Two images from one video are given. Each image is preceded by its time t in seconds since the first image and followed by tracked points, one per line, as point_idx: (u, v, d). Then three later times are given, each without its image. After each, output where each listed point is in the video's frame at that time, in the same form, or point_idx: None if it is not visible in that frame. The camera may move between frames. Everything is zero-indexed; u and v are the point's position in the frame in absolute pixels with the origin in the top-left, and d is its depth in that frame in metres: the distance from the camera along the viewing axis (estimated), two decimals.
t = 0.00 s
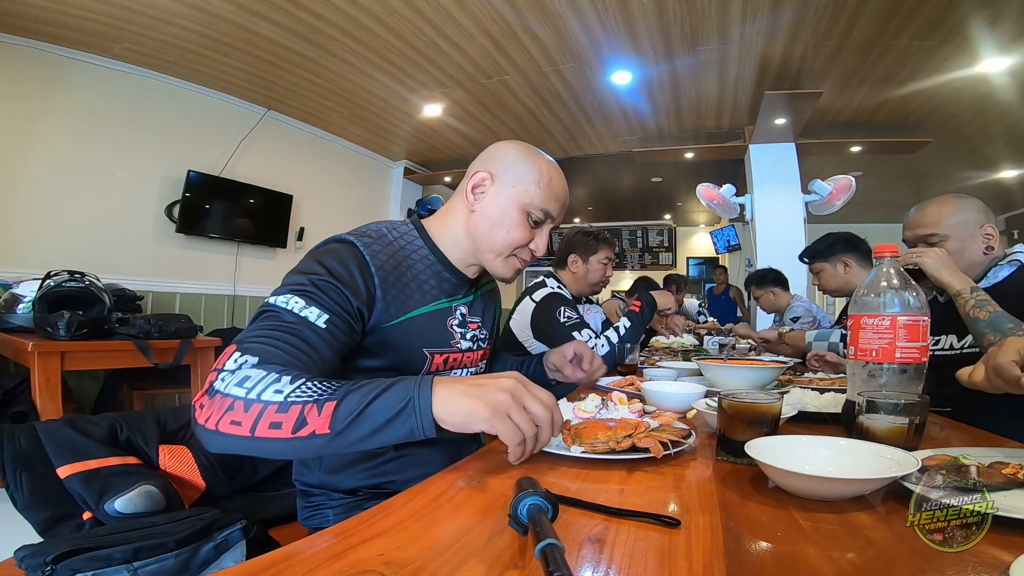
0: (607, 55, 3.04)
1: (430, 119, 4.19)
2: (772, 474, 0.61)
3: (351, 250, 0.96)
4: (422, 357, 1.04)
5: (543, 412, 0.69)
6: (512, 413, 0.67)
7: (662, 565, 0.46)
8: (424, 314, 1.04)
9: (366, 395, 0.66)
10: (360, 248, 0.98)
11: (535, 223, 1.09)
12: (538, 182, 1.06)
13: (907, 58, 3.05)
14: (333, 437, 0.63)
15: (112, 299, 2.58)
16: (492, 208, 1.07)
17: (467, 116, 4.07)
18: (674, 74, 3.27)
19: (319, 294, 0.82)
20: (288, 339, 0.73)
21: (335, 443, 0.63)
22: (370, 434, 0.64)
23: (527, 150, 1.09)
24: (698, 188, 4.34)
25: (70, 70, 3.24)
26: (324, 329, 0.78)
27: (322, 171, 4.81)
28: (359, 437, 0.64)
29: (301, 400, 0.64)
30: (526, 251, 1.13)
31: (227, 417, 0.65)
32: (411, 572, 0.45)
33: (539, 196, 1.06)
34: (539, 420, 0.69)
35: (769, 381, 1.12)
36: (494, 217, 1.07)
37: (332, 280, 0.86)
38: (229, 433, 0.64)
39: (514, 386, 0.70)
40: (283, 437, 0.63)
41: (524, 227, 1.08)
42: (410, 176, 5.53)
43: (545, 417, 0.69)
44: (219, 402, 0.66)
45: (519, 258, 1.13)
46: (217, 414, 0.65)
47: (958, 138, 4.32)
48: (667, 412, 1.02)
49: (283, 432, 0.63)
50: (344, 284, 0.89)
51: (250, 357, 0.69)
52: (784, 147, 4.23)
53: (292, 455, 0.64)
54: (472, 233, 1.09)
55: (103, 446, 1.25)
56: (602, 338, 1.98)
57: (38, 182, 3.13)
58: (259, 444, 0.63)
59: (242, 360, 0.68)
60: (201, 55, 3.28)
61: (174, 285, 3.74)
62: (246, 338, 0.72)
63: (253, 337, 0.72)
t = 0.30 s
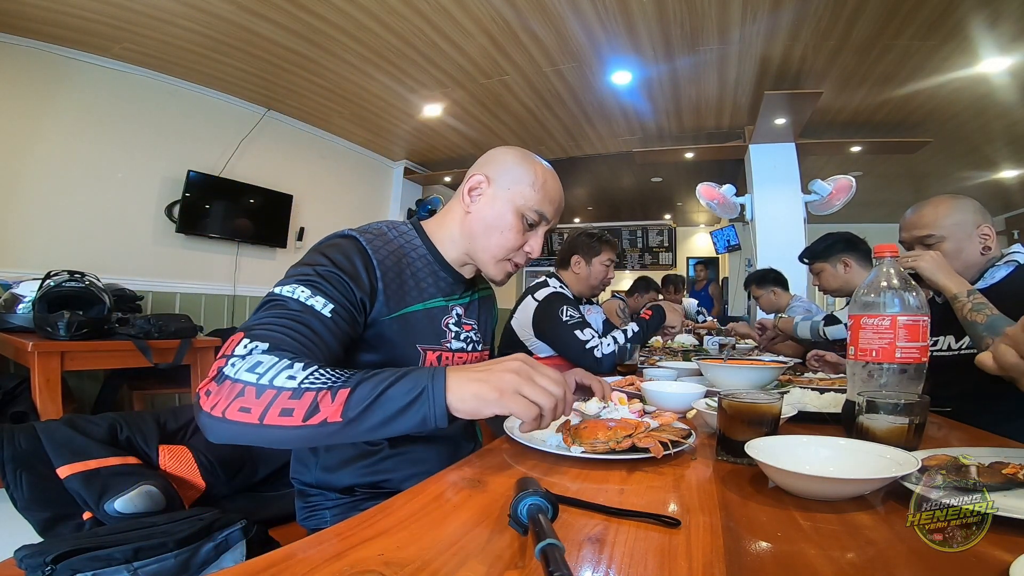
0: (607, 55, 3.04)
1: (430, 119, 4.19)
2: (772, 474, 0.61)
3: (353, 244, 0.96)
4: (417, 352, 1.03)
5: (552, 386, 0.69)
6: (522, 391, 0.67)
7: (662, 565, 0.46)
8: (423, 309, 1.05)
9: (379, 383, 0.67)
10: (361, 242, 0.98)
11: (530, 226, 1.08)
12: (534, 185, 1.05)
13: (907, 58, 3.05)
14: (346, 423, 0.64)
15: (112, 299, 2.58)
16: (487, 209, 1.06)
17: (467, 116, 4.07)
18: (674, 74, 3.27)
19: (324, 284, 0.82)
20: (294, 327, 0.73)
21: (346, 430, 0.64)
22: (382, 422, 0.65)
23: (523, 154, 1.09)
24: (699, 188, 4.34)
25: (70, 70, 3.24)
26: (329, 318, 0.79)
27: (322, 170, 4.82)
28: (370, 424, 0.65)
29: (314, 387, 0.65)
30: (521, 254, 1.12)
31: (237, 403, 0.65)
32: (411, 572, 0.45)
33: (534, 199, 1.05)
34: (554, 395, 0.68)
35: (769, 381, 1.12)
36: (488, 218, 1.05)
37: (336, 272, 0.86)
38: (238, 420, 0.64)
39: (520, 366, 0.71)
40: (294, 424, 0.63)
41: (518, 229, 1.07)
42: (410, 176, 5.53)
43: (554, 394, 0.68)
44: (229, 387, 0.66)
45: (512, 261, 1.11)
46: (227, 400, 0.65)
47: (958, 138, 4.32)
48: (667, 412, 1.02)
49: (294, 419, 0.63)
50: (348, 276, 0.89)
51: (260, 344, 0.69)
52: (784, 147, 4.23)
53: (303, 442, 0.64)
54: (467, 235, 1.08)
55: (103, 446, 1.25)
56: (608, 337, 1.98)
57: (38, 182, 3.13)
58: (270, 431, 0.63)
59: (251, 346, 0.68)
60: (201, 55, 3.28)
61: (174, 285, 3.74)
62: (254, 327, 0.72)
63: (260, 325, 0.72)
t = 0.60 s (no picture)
0: (607, 55, 3.04)
1: (430, 119, 4.19)
2: (772, 475, 0.61)
3: (341, 248, 0.96)
4: (409, 356, 1.03)
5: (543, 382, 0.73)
6: (518, 389, 0.70)
7: (662, 566, 0.45)
8: (415, 311, 1.05)
9: (380, 391, 0.67)
10: (348, 245, 0.98)
11: (520, 223, 1.06)
12: (522, 182, 1.03)
13: (907, 58, 3.05)
14: (349, 431, 0.64)
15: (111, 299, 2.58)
16: (474, 207, 1.04)
17: (467, 116, 4.07)
18: (674, 74, 3.27)
19: (313, 291, 0.82)
20: (289, 337, 0.73)
21: (350, 438, 0.64)
22: (386, 429, 0.66)
23: (512, 148, 1.06)
24: (699, 188, 4.34)
25: (70, 70, 3.24)
26: (320, 326, 0.79)
27: (322, 171, 4.82)
28: (372, 431, 0.66)
29: (316, 398, 0.65)
30: (512, 252, 1.10)
31: (237, 417, 0.64)
32: (411, 572, 0.45)
33: (523, 197, 1.03)
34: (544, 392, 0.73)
35: (769, 381, 1.12)
36: (475, 217, 1.04)
37: (324, 277, 0.86)
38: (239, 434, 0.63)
39: (510, 361, 0.73)
40: (298, 435, 0.63)
41: (508, 228, 1.05)
42: (410, 176, 5.53)
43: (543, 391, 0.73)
44: (228, 402, 0.65)
45: (504, 260, 1.10)
46: (225, 415, 0.64)
47: (958, 138, 4.32)
48: (667, 412, 1.02)
49: (297, 430, 0.63)
50: (337, 282, 0.89)
51: (255, 357, 0.68)
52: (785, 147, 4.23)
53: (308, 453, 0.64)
54: (456, 235, 1.08)
55: (103, 446, 1.25)
56: (606, 337, 1.97)
57: (38, 182, 3.13)
58: (272, 444, 0.63)
59: (246, 359, 0.68)
60: (200, 55, 3.28)
61: (174, 285, 3.74)
62: (247, 338, 0.71)
63: (251, 336, 0.71)
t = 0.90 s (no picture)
0: (607, 56, 3.04)
1: (430, 119, 4.19)
2: (771, 475, 0.61)
3: (336, 248, 0.96)
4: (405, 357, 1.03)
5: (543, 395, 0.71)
6: (517, 397, 0.68)
7: (662, 566, 0.45)
8: (412, 312, 1.05)
9: (373, 382, 0.67)
10: (343, 245, 0.98)
11: (516, 223, 1.04)
12: (515, 180, 1.01)
13: (907, 59, 3.05)
14: (344, 425, 0.64)
15: (111, 299, 2.58)
16: (468, 209, 1.03)
17: (467, 116, 4.07)
18: (674, 74, 3.27)
19: (307, 290, 0.82)
20: (282, 335, 0.73)
21: (344, 432, 0.64)
22: (381, 423, 0.65)
23: (505, 145, 1.04)
24: (699, 187, 4.34)
25: (70, 71, 3.25)
26: (316, 324, 0.79)
27: (322, 171, 4.82)
28: (367, 426, 0.65)
29: (308, 392, 0.65)
30: (509, 254, 1.08)
31: (229, 417, 0.64)
32: (410, 573, 0.45)
33: (515, 196, 1.00)
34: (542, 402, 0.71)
35: (768, 381, 1.12)
36: (469, 219, 1.03)
37: (318, 276, 0.86)
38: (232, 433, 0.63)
39: (514, 366, 0.69)
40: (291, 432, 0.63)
41: (503, 228, 1.03)
42: (410, 176, 5.53)
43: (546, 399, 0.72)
44: (220, 402, 0.65)
45: (502, 262, 1.08)
46: (218, 415, 0.64)
47: (958, 138, 4.32)
48: (667, 412, 1.02)
49: (290, 426, 0.63)
50: (332, 281, 0.89)
51: (247, 355, 0.68)
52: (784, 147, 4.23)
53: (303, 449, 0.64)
54: (451, 237, 1.07)
55: (103, 446, 1.25)
56: (604, 337, 1.98)
57: (37, 181, 3.13)
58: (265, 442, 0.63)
59: (238, 356, 0.68)
60: (200, 55, 3.28)
61: (174, 285, 3.74)
62: (239, 338, 0.71)
63: (244, 335, 0.71)
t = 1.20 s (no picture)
0: (608, 56, 3.04)
1: (430, 119, 4.19)
2: (772, 474, 0.61)
3: (353, 242, 0.95)
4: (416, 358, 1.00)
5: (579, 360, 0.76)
6: (558, 360, 0.73)
7: (662, 566, 0.45)
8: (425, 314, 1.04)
9: (403, 351, 0.66)
10: (360, 240, 0.97)
11: (533, 237, 1.00)
12: (533, 192, 0.97)
13: (907, 59, 3.05)
14: (378, 391, 0.63)
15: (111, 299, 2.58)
16: (482, 222, 1.00)
17: (467, 116, 4.06)
18: (674, 74, 3.27)
19: (327, 278, 0.79)
20: (304, 319, 0.70)
21: (376, 401, 0.63)
22: (416, 389, 0.64)
23: (522, 155, 1.00)
24: (699, 187, 4.34)
25: (70, 71, 3.24)
26: (337, 310, 0.76)
27: (322, 171, 4.82)
28: (401, 398, 0.64)
29: (336, 362, 0.63)
30: (524, 268, 1.04)
31: (250, 397, 0.62)
32: (411, 573, 0.44)
33: (532, 209, 0.97)
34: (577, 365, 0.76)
35: (769, 381, 1.11)
36: (483, 233, 1.00)
37: (337, 265, 0.84)
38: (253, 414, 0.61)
39: (555, 330, 0.73)
40: (320, 407, 0.61)
41: (519, 242, 1.00)
42: (410, 176, 5.54)
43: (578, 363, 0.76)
44: (239, 383, 0.63)
45: (519, 277, 1.04)
46: (237, 397, 0.62)
47: (957, 138, 4.33)
48: (667, 412, 1.02)
49: (319, 401, 0.61)
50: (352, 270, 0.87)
51: (268, 335, 0.66)
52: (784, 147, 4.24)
53: (331, 424, 0.62)
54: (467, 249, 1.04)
55: (104, 446, 1.25)
56: (604, 337, 1.97)
57: (37, 181, 3.13)
58: (291, 420, 0.60)
59: (259, 336, 0.66)
60: (200, 55, 3.28)
61: (174, 285, 3.74)
62: (260, 323, 0.69)
63: (265, 321, 0.69)
